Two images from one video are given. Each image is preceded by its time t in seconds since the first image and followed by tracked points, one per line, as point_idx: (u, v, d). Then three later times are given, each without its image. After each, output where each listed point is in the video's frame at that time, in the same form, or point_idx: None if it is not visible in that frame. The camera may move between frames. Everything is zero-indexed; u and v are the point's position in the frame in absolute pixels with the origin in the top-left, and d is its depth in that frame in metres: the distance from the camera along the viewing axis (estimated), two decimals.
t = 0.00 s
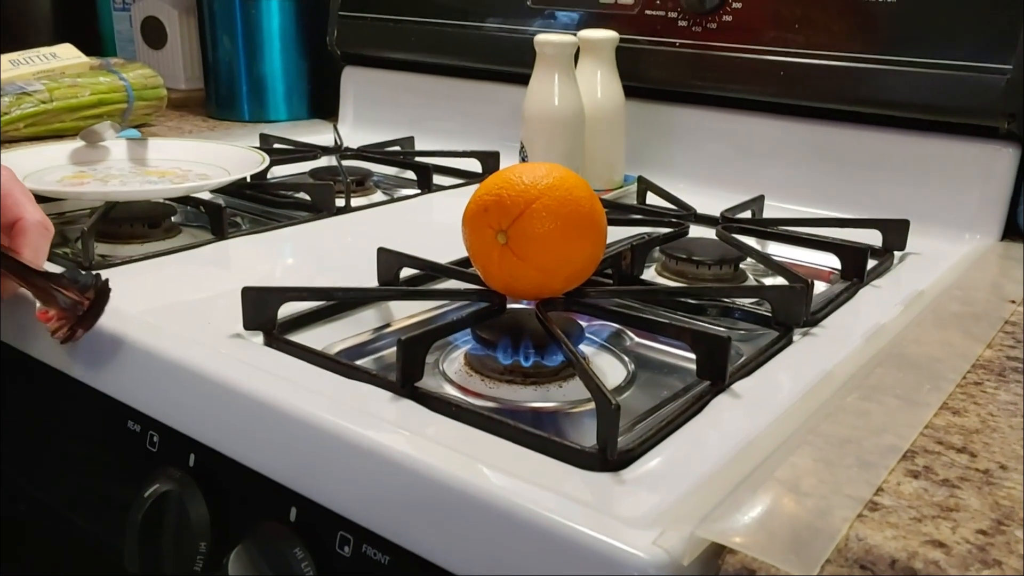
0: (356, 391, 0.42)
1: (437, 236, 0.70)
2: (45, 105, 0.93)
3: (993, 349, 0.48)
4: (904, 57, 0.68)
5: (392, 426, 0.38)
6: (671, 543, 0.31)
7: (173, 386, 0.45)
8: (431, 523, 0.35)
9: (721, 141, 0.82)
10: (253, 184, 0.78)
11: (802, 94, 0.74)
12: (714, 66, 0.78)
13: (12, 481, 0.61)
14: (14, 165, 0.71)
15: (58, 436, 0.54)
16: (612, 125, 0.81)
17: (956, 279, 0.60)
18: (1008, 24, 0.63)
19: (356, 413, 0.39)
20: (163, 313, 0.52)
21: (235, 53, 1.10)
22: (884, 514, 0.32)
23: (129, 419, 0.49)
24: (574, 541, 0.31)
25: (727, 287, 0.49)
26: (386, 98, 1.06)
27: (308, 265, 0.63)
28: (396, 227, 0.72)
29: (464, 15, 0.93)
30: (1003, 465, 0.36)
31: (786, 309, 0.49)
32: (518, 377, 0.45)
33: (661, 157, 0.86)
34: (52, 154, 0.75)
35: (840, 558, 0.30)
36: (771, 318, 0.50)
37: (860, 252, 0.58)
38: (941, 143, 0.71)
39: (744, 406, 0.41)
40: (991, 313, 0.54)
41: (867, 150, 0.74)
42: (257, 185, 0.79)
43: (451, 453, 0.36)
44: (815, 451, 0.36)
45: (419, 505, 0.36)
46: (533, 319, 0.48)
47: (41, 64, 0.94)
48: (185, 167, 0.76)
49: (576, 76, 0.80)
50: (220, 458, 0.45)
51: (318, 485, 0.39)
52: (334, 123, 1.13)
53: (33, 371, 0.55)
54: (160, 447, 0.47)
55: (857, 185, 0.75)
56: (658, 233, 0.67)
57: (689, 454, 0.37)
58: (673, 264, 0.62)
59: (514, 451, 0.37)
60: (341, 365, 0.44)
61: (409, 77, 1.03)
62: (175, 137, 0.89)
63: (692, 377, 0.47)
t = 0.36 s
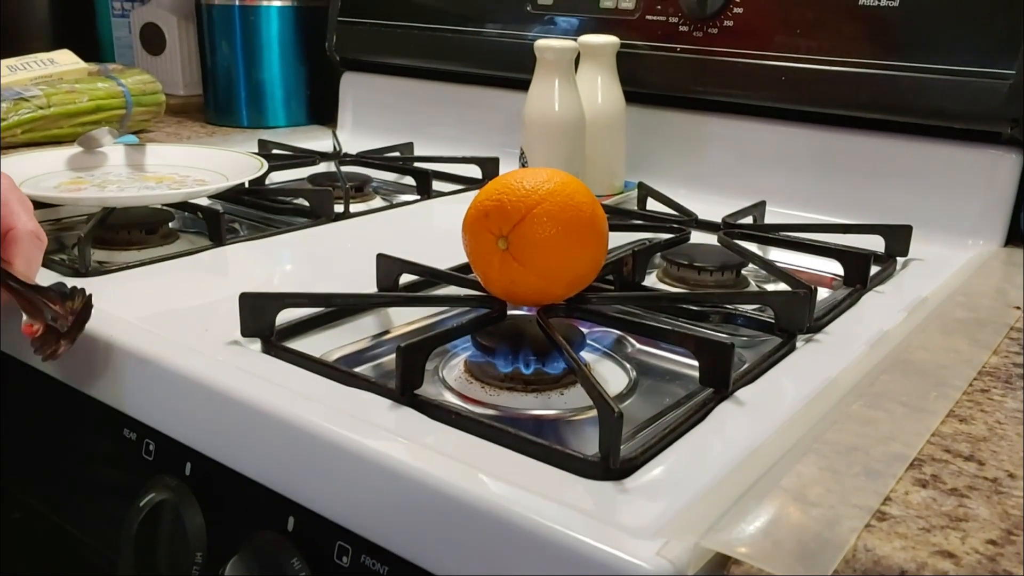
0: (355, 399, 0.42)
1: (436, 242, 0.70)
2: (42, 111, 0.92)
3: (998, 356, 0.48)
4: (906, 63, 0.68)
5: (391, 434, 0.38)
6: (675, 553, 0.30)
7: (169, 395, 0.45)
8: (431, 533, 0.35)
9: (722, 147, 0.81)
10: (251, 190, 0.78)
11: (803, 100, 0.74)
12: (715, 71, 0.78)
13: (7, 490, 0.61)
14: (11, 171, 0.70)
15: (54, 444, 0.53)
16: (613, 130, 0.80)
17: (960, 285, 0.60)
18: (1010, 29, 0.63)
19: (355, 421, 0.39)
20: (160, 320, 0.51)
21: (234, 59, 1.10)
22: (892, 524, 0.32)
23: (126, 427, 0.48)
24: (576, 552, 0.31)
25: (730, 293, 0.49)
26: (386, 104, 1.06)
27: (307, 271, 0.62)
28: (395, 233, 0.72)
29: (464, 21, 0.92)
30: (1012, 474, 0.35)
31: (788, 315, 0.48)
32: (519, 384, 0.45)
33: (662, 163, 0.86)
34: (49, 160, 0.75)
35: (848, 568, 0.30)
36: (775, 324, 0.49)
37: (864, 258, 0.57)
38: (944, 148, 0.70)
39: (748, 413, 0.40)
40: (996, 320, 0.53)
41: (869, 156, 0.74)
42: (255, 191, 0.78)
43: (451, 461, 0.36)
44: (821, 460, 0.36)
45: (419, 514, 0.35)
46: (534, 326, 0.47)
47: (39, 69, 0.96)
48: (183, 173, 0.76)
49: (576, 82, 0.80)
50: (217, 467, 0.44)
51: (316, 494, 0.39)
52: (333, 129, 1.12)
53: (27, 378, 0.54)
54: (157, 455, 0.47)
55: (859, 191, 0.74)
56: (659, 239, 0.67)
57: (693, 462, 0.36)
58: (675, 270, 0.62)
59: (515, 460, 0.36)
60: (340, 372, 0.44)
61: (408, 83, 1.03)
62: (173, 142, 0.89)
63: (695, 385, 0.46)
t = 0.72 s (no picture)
0: (348, 408, 0.41)
1: (432, 249, 0.69)
2: (35, 117, 0.91)
3: (1004, 363, 0.47)
4: (907, 67, 0.68)
5: (384, 445, 0.37)
6: (676, 568, 0.29)
7: (158, 405, 0.44)
8: (425, 547, 0.34)
9: (721, 153, 0.81)
10: (244, 197, 0.77)
11: (803, 105, 0.73)
12: (714, 76, 0.77)
13: None
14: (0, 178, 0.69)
15: (41, 455, 0.52)
16: (611, 136, 0.79)
17: (963, 291, 0.59)
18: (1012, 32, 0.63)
19: (347, 431, 0.38)
20: (150, 328, 0.50)
21: (228, 66, 1.09)
22: (901, 536, 0.31)
23: (112, 438, 0.47)
24: (573, 566, 0.30)
25: (730, 299, 0.48)
26: (381, 111, 1.05)
27: (300, 278, 0.61)
28: (391, 240, 0.71)
29: (459, 26, 0.92)
30: (1022, 484, 0.35)
31: (791, 322, 0.47)
32: (516, 393, 0.44)
33: (660, 169, 0.85)
34: (39, 167, 0.74)
35: None
36: (776, 331, 0.48)
37: (866, 264, 0.56)
38: (946, 154, 0.70)
39: (752, 420, 0.39)
40: (1001, 326, 0.53)
41: (870, 162, 0.73)
42: (248, 197, 0.77)
43: (446, 473, 0.35)
44: (827, 470, 0.35)
45: (412, 527, 0.34)
46: (531, 333, 0.46)
47: (31, 76, 0.95)
48: (176, 179, 0.75)
49: (574, 87, 0.79)
50: (205, 478, 0.43)
51: (307, 506, 0.38)
52: (328, 136, 1.12)
53: (14, 387, 0.53)
54: (144, 466, 0.46)
55: (860, 197, 0.74)
56: (658, 245, 0.66)
57: (695, 471, 0.35)
58: (674, 277, 0.61)
59: (511, 471, 0.35)
60: (332, 382, 0.43)
61: (404, 89, 1.02)
62: (166, 149, 0.88)
63: (696, 393, 0.45)
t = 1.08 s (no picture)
0: (342, 417, 0.40)
1: (428, 255, 0.68)
2: (26, 123, 0.90)
3: (1009, 369, 0.47)
4: (907, 71, 0.67)
5: (380, 454, 0.36)
6: None
7: (148, 414, 0.43)
8: (421, 559, 0.33)
9: (719, 158, 0.80)
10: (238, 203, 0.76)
11: (802, 109, 0.73)
12: (712, 80, 0.76)
13: None
14: None
15: (30, 465, 0.51)
16: (608, 140, 0.79)
17: (966, 297, 0.58)
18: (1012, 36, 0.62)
19: (342, 440, 0.37)
20: (141, 336, 0.49)
21: (222, 72, 1.08)
22: (911, 548, 0.31)
23: (101, 447, 0.46)
24: None
25: (731, 305, 0.47)
26: (377, 116, 1.04)
27: (295, 284, 0.60)
28: (386, 246, 0.70)
29: (455, 31, 0.91)
30: None
31: (792, 327, 0.47)
32: (513, 401, 0.43)
33: (658, 174, 0.84)
34: (30, 172, 0.73)
35: None
36: (778, 337, 0.48)
37: (867, 269, 0.56)
38: (946, 158, 0.69)
39: (755, 428, 0.38)
40: (1005, 332, 0.52)
41: (869, 166, 0.72)
42: (242, 203, 0.76)
43: (443, 483, 0.34)
44: (833, 480, 0.34)
45: (408, 539, 0.33)
46: (529, 340, 0.46)
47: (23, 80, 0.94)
48: (169, 185, 0.74)
49: (571, 92, 0.78)
50: (196, 489, 0.42)
51: (300, 517, 0.37)
52: (323, 141, 1.11)
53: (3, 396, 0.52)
54: (134, 477, 0.45)
55: (860, 202, 0.73)
56: (657, 250, 0.65)
57: (698, 480, 0.34)
58: (673, 283, 0.60)
59: (510, 481, 0.35)
60: (327, 390, 0.42)
61: (400, 94, 1.02)
62: (159, 154, 0.87)
63: (696, 401, 0.44)
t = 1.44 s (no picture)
0: (335, 425, 0.39)
1: (423, 261, 0.68)
2: (19, 128, 0.89)
3: (1011, 376, 0.46)
4: (904, 76, 0.67)
5: (373, 463, 0.35)
6: None
7: (137, 423, 0.42)
8: (414, 571, 0.32)
9: (716, 164, 0.80)
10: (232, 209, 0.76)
11: (799, 114, 0.73)
12: (709, 86, 0.76)
13: None
14: None
15: (17, 475, 0.50)
16: (604, 146, 0.78)
17: (965, 303, 0.58)
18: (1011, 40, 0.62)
19: (334, 449, 0.36)
20: (131, 343, 0.49)
21: (217, 79, 1.08)
22: (914, 559, 0.30)
23: (90, 457, 0.45)
24: None
25: (729, 311, 0.47)
26: (372, 122, 1.04)
27: (288, 291, 0.60)
28: (381, 252, 0.70)
29: (451, 37, 0.91)
30: None
31: (790, 334, 0.46)
32: (509, 409, 0.42)
33: (655, 181, 0.84)
34: (21, 178, 0.72)
35: None
36: (776, 344, 0.47)
37: (866, 275, 0.55)
38: (944, 164, 0.69)
39: (754, 436, 0.38)
40: (1005, 338, 0.52)
41: (867, 172, 0.72)
42: (235, 209, 0.76)
43: (438, 493, 0.33)
44: (834, 489, 0.34)
45: (401, 550, 0.32)
46: (525, 347, 0.45)
47: (17, 86, 0.94)
48: (162, 191, 0.73)
49: (567, 97, 0.78)
50: (186, 499, 0.41)
51: (291, 528, 0.36)
52: (318, 148, 1.10)
53: None
54: (122, 487, 0.44)
55: (858, 208, 0.73)
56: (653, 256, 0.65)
57: (696, 490, 0.34)
58: (670, 289, 0.60)
59: (505, 490, 0.34)
60: (319, 398, 0.41)
61: (395, 100, 1.01)
62: (152, 161, 0.86)
63: (694, 409, 0.44)
